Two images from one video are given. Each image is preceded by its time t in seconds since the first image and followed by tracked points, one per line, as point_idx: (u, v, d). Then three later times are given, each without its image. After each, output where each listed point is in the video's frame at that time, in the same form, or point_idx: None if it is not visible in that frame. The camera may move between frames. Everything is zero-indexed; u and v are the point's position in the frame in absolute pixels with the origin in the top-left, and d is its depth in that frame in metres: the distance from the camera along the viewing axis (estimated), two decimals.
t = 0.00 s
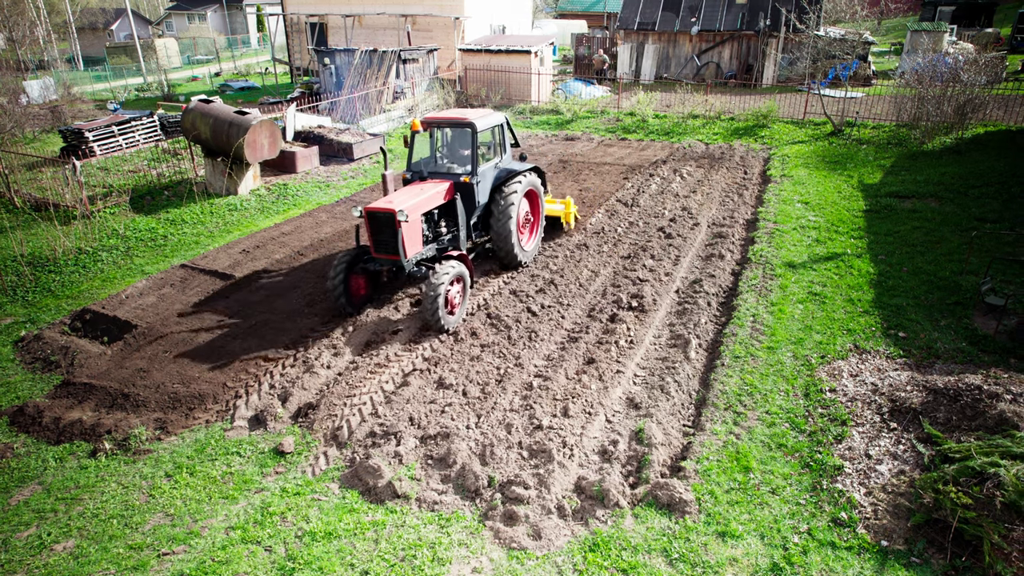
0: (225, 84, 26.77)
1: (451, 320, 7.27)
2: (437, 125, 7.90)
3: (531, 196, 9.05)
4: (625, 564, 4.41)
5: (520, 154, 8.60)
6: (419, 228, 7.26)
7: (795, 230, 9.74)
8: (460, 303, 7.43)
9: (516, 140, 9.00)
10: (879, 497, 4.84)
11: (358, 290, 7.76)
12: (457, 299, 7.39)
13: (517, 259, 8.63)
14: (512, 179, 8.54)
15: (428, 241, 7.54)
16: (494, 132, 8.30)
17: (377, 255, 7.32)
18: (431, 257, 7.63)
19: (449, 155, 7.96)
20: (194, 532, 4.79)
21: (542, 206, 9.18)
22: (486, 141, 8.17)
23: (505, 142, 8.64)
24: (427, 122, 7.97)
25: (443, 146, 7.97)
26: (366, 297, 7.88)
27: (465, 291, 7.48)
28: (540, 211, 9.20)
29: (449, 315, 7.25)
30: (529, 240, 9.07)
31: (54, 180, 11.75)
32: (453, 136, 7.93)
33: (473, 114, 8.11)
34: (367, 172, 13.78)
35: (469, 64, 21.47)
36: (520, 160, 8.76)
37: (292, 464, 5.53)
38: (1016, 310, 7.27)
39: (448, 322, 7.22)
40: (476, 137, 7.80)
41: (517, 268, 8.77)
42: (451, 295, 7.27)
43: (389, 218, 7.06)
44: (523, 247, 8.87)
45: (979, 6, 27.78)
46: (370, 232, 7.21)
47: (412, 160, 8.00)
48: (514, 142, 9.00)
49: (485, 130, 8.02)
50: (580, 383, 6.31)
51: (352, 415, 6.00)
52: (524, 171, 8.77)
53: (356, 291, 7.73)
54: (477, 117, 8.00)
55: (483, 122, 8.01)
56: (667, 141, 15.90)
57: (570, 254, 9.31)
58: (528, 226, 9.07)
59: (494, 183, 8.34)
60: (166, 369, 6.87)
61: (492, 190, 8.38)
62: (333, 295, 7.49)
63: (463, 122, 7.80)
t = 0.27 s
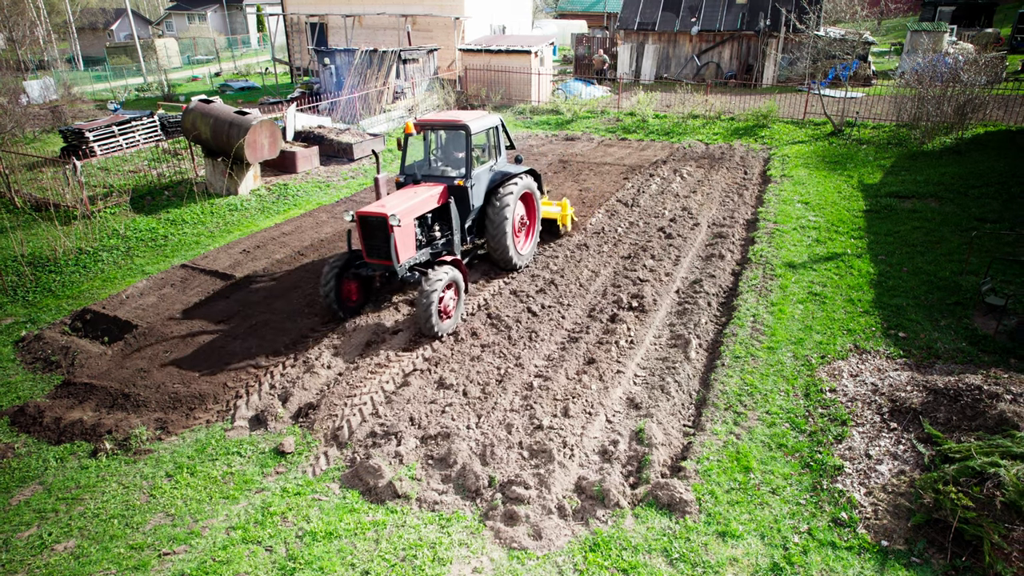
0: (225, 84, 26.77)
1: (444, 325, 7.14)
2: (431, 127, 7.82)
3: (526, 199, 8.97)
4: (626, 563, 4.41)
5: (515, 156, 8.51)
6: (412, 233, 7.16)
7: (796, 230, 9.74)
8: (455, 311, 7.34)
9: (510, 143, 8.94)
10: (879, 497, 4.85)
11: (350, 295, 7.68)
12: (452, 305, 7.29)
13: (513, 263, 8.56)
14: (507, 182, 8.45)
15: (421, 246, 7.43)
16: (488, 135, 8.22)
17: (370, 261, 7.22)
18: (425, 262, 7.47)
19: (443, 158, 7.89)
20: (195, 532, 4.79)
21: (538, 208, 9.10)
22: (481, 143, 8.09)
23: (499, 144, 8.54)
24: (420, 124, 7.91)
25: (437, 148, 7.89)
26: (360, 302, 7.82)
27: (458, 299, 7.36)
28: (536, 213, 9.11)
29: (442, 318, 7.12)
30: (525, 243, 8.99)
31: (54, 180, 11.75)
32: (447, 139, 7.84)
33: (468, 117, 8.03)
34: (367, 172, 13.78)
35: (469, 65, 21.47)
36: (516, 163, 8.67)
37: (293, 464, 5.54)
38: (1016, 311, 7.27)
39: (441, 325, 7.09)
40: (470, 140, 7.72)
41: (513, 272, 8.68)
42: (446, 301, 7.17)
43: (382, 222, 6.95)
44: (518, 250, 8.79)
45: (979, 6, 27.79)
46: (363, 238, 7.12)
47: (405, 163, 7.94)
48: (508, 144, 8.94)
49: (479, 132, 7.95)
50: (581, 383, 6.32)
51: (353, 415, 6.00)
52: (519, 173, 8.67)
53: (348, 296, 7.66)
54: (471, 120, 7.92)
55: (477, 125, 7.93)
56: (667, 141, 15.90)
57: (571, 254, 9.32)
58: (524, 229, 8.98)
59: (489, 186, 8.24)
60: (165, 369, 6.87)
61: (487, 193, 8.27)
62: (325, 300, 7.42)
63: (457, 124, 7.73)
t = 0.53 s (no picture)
0: (225, 84, 26.78)
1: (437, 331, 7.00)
2: (424, 130, 7.62)
3: (522, 202, 8.81)
4: (626, 563, 4.42)
5: (512, 158, 8.34)
6: (406, 237, 6.97)
7: (796, 230, 9.74)
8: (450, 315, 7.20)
9: (507, 145, 8.78)
10: (879, 497, 4.85)
11: (342, 301, 7.56)
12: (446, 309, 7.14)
13: (508, 267, 8.41)
14: (503, 184, 8.26)
15: (415, 249, 7.27)
16: (484, 136, 8.02)
17: (362, 265, 7.03)
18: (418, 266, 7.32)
19: (437, 161, 7.70)
20: (196, 532, 4.79)
21: (534, 211, 8.95)
22: (476, 145, 7.90)
23: (495, 146, 8.35)
24: (413, 126, 7.71)
25: (432, 151, 7.71)
26: (351, 307, 7.70)
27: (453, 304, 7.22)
28: (532, 217, 8.96)
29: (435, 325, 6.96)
30: (520, 247, 8.85)
31: (54, 180, 11.75)
32: (442, 141, 7.65)
33: (463, 118, 7.84)
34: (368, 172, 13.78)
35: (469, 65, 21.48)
36: (512, 165, 8.50)
37: (294, 464, 5.54)
38: (1016, 311, 7.27)
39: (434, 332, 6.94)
40: (464, 143, 7.53)
41: (507, 277, 8.54)
42: (440, 306, 7.01)
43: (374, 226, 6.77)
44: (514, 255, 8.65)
45: (979, 7, 27.80)
46: (354, 241, 6.92)
47: (399, 166, 7.77)
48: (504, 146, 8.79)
49: (474, 134, 7.75)
50: (581, 383, 6.32)
51: (353, 414, 6.00)
52: (515, 176, 8.50)
53: (340, 302, 7.53)
54: (466, 121, 7.72)
55: (472, 127, 7.74)
56: (667, 141, 15.90)
57: (571, 254, 9.32)
58: (519, 233, 8.84)
59: (485, 189, 8.07)
60: (165, 369, 6.87)
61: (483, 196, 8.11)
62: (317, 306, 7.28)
63: (451, 126, 7.53)
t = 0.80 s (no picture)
0: (225, 83, 26.78)
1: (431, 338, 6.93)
2: (419, 132, 7.57)
3: (518, 206, 8.72)
4: (625, 563, 4.42)
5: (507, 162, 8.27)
6: (398, 242, 6.89)
7: (796, 230, 9.74)
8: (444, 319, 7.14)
9: (501, 148, 8.71)
10: (879, 497, 4.85)
11: (334, 306, 7.44)
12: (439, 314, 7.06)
13: (504, 272, 8.32)
14: (497, 188, 8.18)
15: (407, 254, 7.18)
16: (479, 139, 7.94)
17: (353, 271, 6.99)
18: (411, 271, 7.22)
19: (431, 163, 7.62)
20: (196, 532, 4.80)
21: (529, 215, 8.86)
22: (471, 148, 7.82)
23: (490, 149, 8.26)
24: (407, 129, 7.65)
25: (426, 154, 7.62)
26: (344, 313, 7.58)
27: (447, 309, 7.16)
28: (527, 221, 8.87)
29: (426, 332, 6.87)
30: (516, 251, 8.77)
31: (54, 180, 11.74)
32: (436, 143, 7.57)
33: (458, 121, 7.77)
34: (367, 173, 13.77)
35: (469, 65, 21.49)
36: (507, 168, 8.42)
37: (293, 464, 5.54)
38: (1016, 311, 7.26)
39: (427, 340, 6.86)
40: (459, 145, 7.45)
41: (503, 282, 8.46)
42: (433, 312, 6.94)
43: (365, 231, 6.71)
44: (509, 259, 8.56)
45: (979, 7, 27.81)
46: (346, 246, 6.88)
47: (391, 169, 7.66)
48: (499, 149, 8.71)
49: (469, 137, 7.67)
50: (581, 383, 6.33)
51: (353, 414, 6.01)
52: (510, 179, 8.41)
53: (332, 307, 7.42)
54: (459, 124, 7.65)
55: (467, 129, 7.66)
56: (667, 142, 15.90)
57: (571, 254, 9.32)
58: (515, 237, 8.75)
59: (479, 192, 7.99)
60: (165, 370, 6.88)
61: (477, 200, 8.03)
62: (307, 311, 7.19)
63: (445, 129, 7.47)
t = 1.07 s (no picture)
0: (225, 84, 26.78)
1: (423, 345, 6.79)
2: (410, 137, 7.42)
3: (512, 212, 8.62)
4: (624, 566, 4.42)
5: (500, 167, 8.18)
6: (389, 249, 6.75)
7: (795, 231, 9.74)
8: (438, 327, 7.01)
9: (495, 152, 8.62)
10: (877, 500, 4.85)
11: (324, 315, 7.28)
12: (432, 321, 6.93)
13: (498, 279, 8.20)
14: (491, 194, 8.08)
15: (400, 261, 7.03)
16: (471, 144, 7.85)
17: (344, 279, 6.93)
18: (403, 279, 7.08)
19: (424, 168, 7.46)
20: (194, 536, 4.79)
21: (524, 221, 8.75)
22: (463, 153, 7.73)
23: (483, 155, 8.17)
24: (399, 133, 7.50)
25: (419, 158, 7.47)
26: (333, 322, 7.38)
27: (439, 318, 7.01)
28: (522, 226, 8.77)
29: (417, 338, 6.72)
30: (510, 257, 8.66)
31: (54, 181, 11.74)
32: (429, 148, 7.44)
33: (450, 126, 7.66)
34: (367, 174, 13.77)
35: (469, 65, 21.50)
36: (501, 173, 8.33)
37: (292, 467, 5.54)
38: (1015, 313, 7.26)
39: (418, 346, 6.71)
40: (451, 150, 7.34)
41: (497, 288, 8.34)
42: (426, 319, 6.82)
43: (355, 239, 6.61)
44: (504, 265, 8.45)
45: (978, 7, 27.81)
46: (336, 254, 6.81)
47: (383, 175, 7.53)
48: (493, 153, 8.63)
49: (461, 142, 7.57)
50: (579, 386, 6.32)
51: (352, 417, 6.01)
52: (503, 185, 8.32)
53: (321, 315, 7.25)
54: (452, 128, 7.54)
55: (459, 134, 7.56)
56: (667, 143, 15.89)
57: (570, 256, 9.32)
58: (509, 243, 8.64)
59: (472, 198, 7.89)
60: (164, 372, 6.88)
61: (470, 206, 7.93)
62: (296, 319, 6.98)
63: (439, 134, 7.34)
